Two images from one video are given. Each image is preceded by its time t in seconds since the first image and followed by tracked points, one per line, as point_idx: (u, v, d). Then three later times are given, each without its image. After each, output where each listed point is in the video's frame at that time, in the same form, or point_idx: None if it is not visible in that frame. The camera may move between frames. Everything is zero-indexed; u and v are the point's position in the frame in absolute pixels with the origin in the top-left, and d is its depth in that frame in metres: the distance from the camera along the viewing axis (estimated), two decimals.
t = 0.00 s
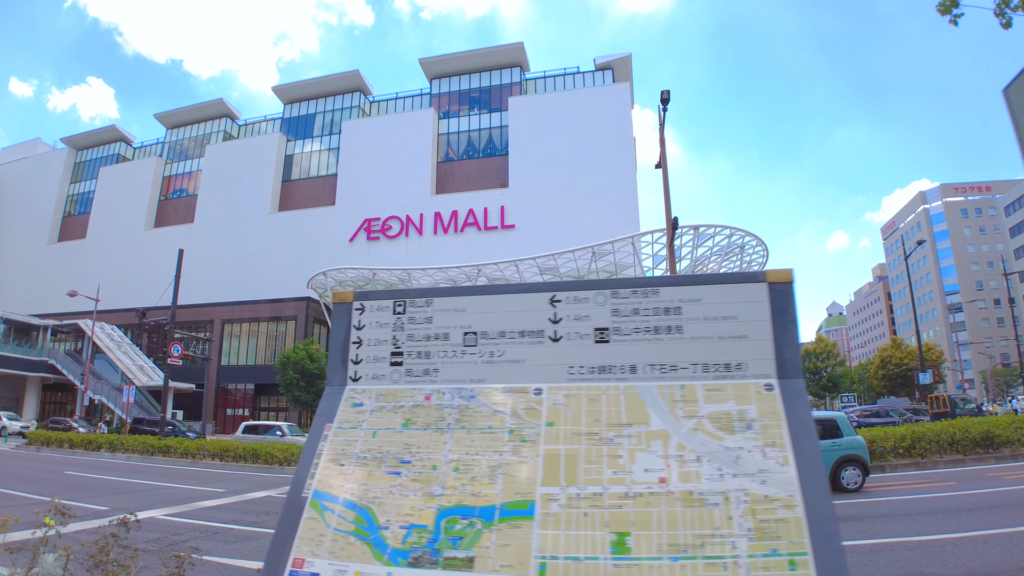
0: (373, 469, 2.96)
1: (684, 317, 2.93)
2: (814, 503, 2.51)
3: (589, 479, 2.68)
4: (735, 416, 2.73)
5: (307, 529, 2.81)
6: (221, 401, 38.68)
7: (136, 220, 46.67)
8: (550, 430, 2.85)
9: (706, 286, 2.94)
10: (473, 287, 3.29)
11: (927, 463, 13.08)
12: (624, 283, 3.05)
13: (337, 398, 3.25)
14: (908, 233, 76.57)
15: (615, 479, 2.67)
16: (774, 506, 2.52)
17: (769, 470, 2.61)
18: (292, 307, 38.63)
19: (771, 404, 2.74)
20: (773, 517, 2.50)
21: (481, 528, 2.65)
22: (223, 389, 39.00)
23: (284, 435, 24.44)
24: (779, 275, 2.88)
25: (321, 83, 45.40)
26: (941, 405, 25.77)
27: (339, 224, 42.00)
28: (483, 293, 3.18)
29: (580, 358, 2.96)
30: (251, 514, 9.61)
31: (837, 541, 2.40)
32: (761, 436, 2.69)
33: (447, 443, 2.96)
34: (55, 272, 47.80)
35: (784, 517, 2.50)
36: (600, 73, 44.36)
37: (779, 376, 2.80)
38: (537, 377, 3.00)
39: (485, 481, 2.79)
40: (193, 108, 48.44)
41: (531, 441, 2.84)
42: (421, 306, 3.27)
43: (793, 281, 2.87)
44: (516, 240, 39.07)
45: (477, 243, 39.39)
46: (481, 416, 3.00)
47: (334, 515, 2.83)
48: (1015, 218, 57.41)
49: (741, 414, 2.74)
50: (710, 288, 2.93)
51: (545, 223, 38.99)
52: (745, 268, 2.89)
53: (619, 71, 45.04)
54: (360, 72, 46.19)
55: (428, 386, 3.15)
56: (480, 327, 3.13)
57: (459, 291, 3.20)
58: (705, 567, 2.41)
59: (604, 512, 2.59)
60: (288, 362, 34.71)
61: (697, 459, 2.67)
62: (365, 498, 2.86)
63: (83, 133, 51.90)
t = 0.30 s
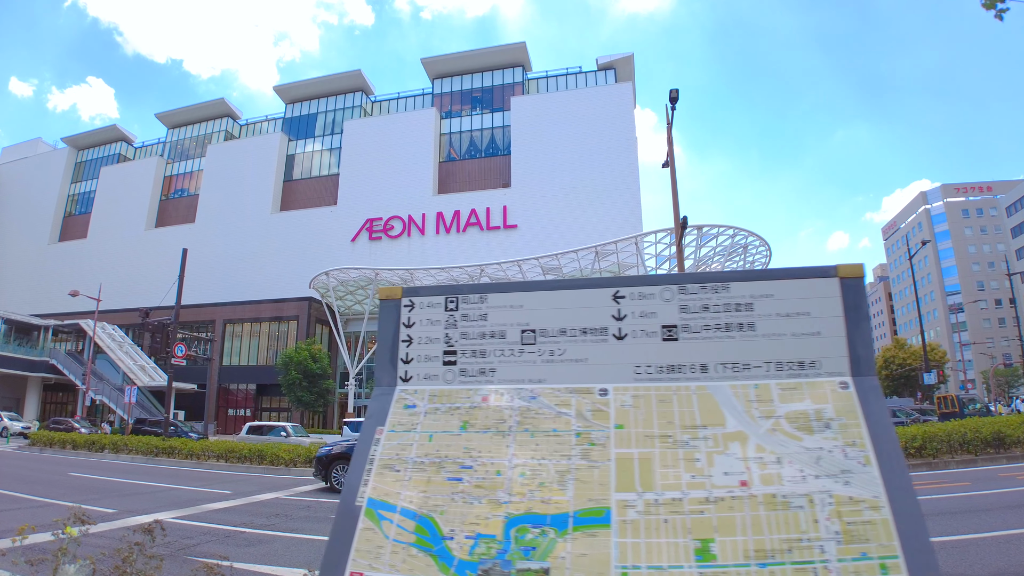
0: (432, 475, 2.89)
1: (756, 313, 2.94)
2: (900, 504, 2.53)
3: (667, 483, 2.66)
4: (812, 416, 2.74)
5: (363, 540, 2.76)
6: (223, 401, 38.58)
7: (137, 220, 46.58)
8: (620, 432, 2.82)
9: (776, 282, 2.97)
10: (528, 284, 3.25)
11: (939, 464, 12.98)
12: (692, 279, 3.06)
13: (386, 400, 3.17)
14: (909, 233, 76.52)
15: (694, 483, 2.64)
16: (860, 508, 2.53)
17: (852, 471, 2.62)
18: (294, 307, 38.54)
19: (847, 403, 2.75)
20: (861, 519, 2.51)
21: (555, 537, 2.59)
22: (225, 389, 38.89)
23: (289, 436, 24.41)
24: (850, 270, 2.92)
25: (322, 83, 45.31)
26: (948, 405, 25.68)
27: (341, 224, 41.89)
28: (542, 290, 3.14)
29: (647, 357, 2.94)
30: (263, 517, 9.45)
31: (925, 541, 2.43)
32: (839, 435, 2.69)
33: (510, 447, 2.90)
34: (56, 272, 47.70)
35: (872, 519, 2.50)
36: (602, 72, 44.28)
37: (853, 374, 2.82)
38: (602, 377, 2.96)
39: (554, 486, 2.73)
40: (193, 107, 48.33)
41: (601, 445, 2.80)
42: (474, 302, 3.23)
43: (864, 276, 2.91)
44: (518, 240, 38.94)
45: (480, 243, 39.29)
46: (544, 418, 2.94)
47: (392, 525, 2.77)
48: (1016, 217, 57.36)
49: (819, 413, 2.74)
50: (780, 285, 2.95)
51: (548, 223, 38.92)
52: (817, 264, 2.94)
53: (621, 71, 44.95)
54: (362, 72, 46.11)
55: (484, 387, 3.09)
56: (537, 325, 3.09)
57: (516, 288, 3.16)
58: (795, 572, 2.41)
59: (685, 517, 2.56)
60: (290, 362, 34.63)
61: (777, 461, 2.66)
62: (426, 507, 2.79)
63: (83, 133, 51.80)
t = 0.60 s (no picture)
0: (493, 478, 2.89)
1: (828, 305, 3.06)
2: (986, 498, 2.63)
3: (747, 483, 2.71)
4: (889, 410, 2.85)
5: (421, 548, 2.72)
6: (224, 401, 38.47)
7: (138, 220, 46.48)
8: (694, 431, 2.87)
9: (846, 273, 3.11)
10: (584, 277, 3.30)
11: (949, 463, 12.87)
12: (761, 270, 3.15)
13: (438, 398, 3.18)
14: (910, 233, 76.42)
15: (776, 482, 2.70)
16: (949, 505, 2.62)
17: (936, 467, 2.72)
18: (295, 308, 38.41)
19: (925, 396, 2.88)
20: (950, 516, 2.60)
21: (633, 543, 2.61)
22: (225, 390, 38.75)
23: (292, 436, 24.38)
24: (919, 261, 3.06)
25: (323, 83, 45.21)
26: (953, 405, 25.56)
27: (343, 224, 41.75)
28: (601, 282, 3.19)
29: (716, 352, 3.02)
30: (272, 519, 9.30)
31: (1015, 535, 2.53)
32: (919, 430, 2.81)
33: (576, 448, 2.93)
34: (56, 272, 47.56)
35: (961, 516, 2.60)
36: (603, 72, 44.19)
37: (926, 367, 2.95)
38: (670, 373, 3.03)
39: (629, 489, 2.76)
40: (194, 107, 48.20)
41: (675, 444, 2.86)
42: (528, 295, 3.27)
43: (934, 268, 3.06)
44: (521, 240, 38.79)
45: (482, 243, 39.15)
46: (611, 417, 2.98)
47: (453, 533, 2.74)
48: (1017, 218, 57.35)
49: (896, 408, 2.86)
50: (850, 276, 3.10)
51: (550, 223, 38.81)
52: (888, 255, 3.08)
53: (623, 70, 44.87)
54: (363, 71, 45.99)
55: (543, 383, 3.14)
56: (597, 318, 3.14)
57: (574, 280, 3.21)
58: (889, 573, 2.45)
59: (770, 518, 2.62)
60: (291, 362, 34.51)
61: (859, 457, 2.75)
62: (488, 512, 2.78)
63: (83, 133, 51.68)
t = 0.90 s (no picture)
0: (568, 475, 2.84)
1: (910, 287, 3.07)
2: None
3: (843, 476, 2.68)
4: (981, 397, 2.83)
5: (494, 553, 2.66)
6: (225, 400, 38.39)
7: (139, 219, 46.35)
8: (782, 422, 2.85)
9: (928, 255, 3.11)
10: (647, 258, 3.28)
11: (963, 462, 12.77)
12: (842, 253, 3.16)
13: (500, 389, 3.16)
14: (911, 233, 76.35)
15: (873, 473, 2.67)
16: None
17: None
18: (296, 307, 38.31)
19: (1014, 382, 2.86)
20: None
21: (728, 543, 2.56)
22: (227, 389, 38.67)
23: (297, 436, 24.35)
24: (1003, 241, 3.07)
25: (324, 81, 45.06)
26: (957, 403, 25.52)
27: (344, 222, 41.56)
28: (669, 265, 3.19)
29: (798, 338, 3.01)
30: (281, 521, 9.53)
31: None
32: (1014, 418, 2.77)
33: (656, 443, 2.88)
34: (56, 271, 47.41)
35: None
36: (605, 70, 44.08)
37: (1014, 352, 2.95)
38: (751, 362, 3.00)
39: (717, 485, 2.72)
40: (194, 106, 48.05)
41: (763, 436, 2.82)
42: (592, 278, 3.25)
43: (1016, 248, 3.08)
44: (524, 240, 38.66)
45: (484, 242, 39.04)
46: (691, 409, 2.95)
47: (529, 537, 2.67)
48: (1017, 217, 57.40)
49: (987, 395, 2.84)
50: (932, 257, 3.10)
51: (552, 222, 38.70)
52: (970, 236, 3.09)
53: (625, 68, 44.77)
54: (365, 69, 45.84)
55: (613, 373, 3.09)
56: (670, 304, 3.13)
57: (641, 264, 3.20)
58: (999, 569, 2.41)
59: (870, 512, 2.57)
60: (293, 361, 34.38)
61: (955, 446, 2.72)
62: (566, 514, 2.71)
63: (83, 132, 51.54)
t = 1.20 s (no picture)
0: (650, 478, 2.83)
1: (993, 273, 3.12)
2: None
3: (941, 474, 2.72)
4: None
5: (571, 561, 2.64)
6: (226, 400, 38.34)
7: (139, 218, 46.27)
8: (871, 416, 2.87)
9: (1009, 243, 3.18)
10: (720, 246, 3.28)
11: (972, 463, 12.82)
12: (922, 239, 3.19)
13: (562, 386, 3.10)
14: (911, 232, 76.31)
15: (972, 471, 2.72)
16: None
17: None
18: (297, 307, 38.24)
19: None
20: None
21: (828, 547, 2.59)
22: (228, 388, 38.57)
23: (301, 436, 24.29)
24: None
25: (326, 79, 44.95)
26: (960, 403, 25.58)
27: (346, 221, 41.41)
28: (742, 253, 3.21)
29: (882, 330, 3.03)
30: (290, 522, 10.25)
31: None
32: None
33: (743, 442, 2.88)
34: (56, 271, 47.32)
35: None
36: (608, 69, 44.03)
37: None
38: (835, 355, 3.01)
39: (811, 485, 2.74)
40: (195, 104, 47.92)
41: (854, 432, 2.84)
42: (662, 266, 3.25)
43: None
44: (526, 239, 38.51)
45: (487, 241, 38.94)
46: (776, 405, 2.94)
47: (609, 547, 2.65)
48: (1018, 217, 57.36)
49: None
50: (1013, 245, 3.18)
51: (554, 222, 38.60)
52: None
53: (628, 67, 44.70)
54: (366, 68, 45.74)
55: (688, 368, 3.08)
56: (747, 294, 3.14)
57: (718, 252, 3.21)
58: None
59: (972, 512, 2.62)
60: (296, 360, 34.34)
61: None
62: (650, 521, 2.70)
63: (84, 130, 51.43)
